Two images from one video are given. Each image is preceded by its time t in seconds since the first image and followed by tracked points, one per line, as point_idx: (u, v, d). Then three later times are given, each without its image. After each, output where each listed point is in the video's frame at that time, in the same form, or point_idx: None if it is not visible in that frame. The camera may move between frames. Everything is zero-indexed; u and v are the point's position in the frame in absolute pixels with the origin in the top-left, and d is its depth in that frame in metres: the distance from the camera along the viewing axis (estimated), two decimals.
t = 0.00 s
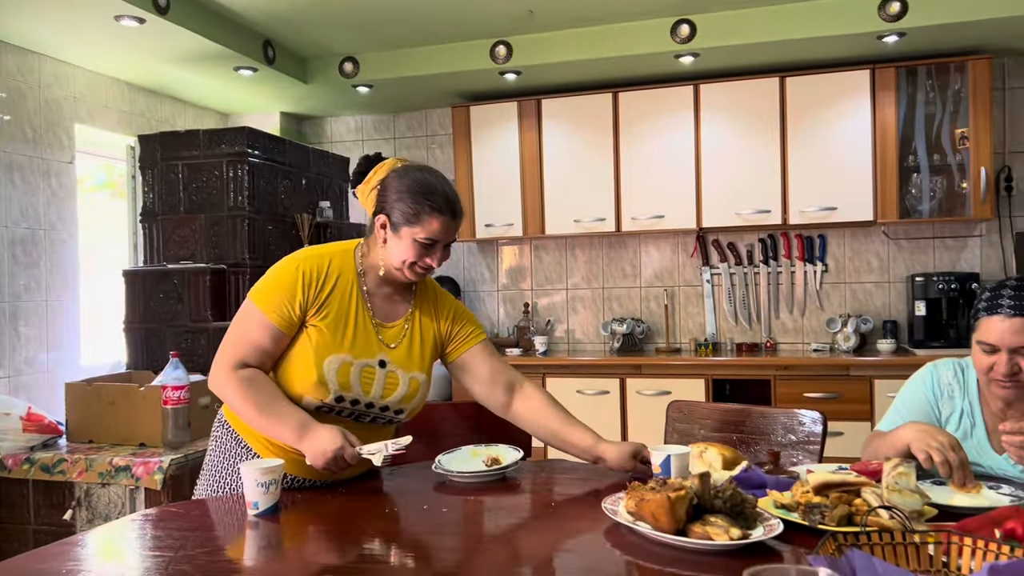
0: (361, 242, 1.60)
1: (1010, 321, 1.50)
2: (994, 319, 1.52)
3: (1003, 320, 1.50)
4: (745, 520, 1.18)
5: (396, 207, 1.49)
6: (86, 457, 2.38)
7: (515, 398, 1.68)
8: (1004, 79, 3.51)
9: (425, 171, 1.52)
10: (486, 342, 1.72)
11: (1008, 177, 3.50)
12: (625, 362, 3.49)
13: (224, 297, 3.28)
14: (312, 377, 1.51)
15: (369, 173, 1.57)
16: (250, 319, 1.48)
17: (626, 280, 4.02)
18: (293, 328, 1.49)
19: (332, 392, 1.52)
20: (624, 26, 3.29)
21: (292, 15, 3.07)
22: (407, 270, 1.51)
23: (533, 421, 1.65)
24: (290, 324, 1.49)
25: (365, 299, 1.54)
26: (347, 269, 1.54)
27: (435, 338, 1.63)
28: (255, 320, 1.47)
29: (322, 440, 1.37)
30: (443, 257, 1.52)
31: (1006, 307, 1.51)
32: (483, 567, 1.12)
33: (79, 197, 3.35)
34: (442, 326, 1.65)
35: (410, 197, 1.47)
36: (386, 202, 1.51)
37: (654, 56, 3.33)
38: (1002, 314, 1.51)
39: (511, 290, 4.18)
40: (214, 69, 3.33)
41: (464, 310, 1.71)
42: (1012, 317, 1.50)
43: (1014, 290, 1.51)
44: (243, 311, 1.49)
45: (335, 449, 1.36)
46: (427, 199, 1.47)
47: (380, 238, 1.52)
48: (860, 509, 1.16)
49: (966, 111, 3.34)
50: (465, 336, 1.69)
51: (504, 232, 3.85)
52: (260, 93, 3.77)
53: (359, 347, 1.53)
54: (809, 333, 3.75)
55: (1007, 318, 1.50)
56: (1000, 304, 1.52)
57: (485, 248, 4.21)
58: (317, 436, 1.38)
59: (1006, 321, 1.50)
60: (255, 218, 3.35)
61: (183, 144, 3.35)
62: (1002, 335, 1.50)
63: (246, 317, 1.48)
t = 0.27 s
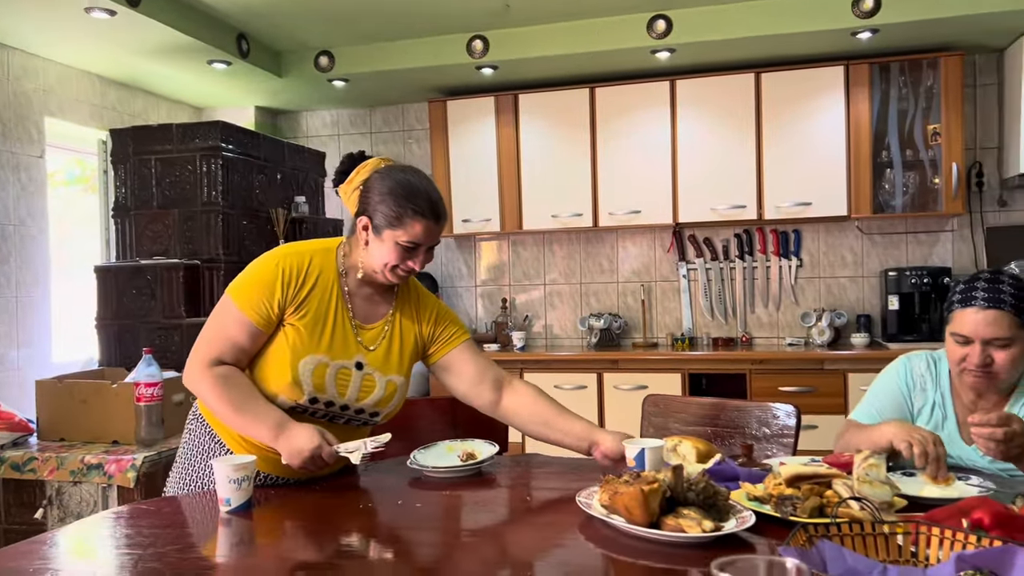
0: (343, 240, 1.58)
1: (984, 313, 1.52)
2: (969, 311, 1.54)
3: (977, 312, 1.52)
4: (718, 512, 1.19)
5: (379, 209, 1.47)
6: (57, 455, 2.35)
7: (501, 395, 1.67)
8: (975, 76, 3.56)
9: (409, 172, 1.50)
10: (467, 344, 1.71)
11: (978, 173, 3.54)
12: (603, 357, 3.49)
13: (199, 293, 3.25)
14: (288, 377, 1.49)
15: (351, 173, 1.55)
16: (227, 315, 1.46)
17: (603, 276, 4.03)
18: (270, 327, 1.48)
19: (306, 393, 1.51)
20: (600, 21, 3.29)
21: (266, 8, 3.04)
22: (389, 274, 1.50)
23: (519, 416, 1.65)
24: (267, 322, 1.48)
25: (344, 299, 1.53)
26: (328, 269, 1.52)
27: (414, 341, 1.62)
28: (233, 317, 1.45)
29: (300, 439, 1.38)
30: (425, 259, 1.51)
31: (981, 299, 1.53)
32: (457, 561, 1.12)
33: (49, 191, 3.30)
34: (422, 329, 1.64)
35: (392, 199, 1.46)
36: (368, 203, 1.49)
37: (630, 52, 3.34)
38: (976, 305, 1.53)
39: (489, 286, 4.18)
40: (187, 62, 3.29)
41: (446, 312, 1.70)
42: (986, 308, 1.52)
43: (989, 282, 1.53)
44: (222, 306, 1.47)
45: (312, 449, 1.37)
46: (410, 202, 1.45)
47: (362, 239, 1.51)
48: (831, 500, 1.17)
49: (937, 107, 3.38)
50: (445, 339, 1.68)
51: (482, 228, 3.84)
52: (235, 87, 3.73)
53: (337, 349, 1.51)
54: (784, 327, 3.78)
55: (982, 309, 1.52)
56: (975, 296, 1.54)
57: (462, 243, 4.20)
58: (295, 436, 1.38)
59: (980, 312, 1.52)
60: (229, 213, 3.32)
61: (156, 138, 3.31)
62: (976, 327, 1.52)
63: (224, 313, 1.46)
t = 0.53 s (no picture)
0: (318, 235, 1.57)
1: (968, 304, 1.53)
2: (953, 302, 1.54)
3: (961, 303, 1.52)
4: (689, 505, 1.19)
5: (353, 205, 1.47)
6: (27, 454, 2.32)
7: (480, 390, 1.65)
8: (947, 74, 3.59)
9: (384, 168, 1.49)
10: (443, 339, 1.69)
11: (950, 169, 3.58)
12: (579, 353, 3.50)
13: (172, 289, 3.22)
14: (259, 373, 1.49)
15: (326, 168, 1.54)
16: (197, 310, 1.45)
17: (581, 272, 4.03)
18: (241, 322, 1.47)
19: (279, 389, 1.50)
20: (577, 17, 3.29)
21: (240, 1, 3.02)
22: (363, 270, 1.49)
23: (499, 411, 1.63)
24: (239, 318, 1.47)
25: (319, 294, 1.52)
26: (301, 264, 1.51)
27: (390, 337, 1.61)
28: (203, 311, 1.45)
29: (265, 440, 1.35)
30: (400, 256, 1.50)
31: (965, 290, 1.53)
32: (429, 557, 1.12)
33: (19, 186, 3.26)
34: (398, 325, 1.63)
35: (367, 195, 1.45)
36: (343, 198, 1.48)
37: (606, 48, 3.34)
38: (961, 297, 1.54)
39: (466, 281, 4.17)
40: (159, 55, 3.26)
41: (423, 307, 1.69)
42: (970, 300, 1.52)
43: (974, 274, 1.54)
44: (192, 301, 1.47)
45: (279, 450, 1.34)
46: (384, 198, 1.45)
47: (337, 234, 1.50)
48: (801, 493, 1.18)
49: (910, 104, 3.41)
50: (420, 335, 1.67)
51: (459, 223, 3.83)
52: (209, 81, 3.70)
53: (309, 345, 1.51)
54: (759, 323, 3.81)
55: (966, 300, 1.52)
56: (959, 287, 1.55)
57: (440, 239, 4.19)
58: (261, 436, 1.36)
59: (964, 304, 1.53)
60: (203, 208, 3.30)
61: (127, 132, 3.28)
62: (960, 318, 1.52)
63: (194, 308, 1.46)
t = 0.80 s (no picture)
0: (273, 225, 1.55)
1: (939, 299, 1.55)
2: (925, 295, 1.56)
3: (932, 297, 1.55)
4: (654, 499, 1.20)
5: (309, 191, 1.45)
6: None
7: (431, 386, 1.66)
8: (912, 73, 3.64)
9: (339, 154, 1.48)
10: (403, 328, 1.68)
11: (915, 167, 3.63)
12: (549, 348, 3.50)
13: (137, 284, 3.17)
14: (221, 365, 1.47)
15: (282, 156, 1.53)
16: (155, 305, 1.43)
17: (552, 267, 4.04)
18: (200, 314, 1.45)
19: (242, 380, 1.49)
20: (547, 12, 3.29)
21: None
22: (319, 257, 1.47)
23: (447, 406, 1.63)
24: (197, 311, 1.45)
25: (278, 284, 1.50)
26: (259, 253, 1.49)
27: (353, 323, 1.60)
28: (160, 305, 1.42)
29: (232, 432, 1.34)
30: (357, 243, 1.49)
31: (938, 284, 1.56)
32: (393, 552, 1.11)
33: None
34: (360, 312, 1.62)
35: (322, 180, 1.44)
36: (298, 184, 1.47)
37: (577, 44, 3.35)
38: (933, 291, 1.56)
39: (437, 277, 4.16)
40: (124, 46, 3.21)
41: (384, 294, 1.68)
42: (942, 294, 1.54)
43: (947, 269, 1.56)
44: (149, 296, 1.44)
45: (246, 441, 1.33)
46: (340, 183, 1.44)
47: (292, 221, 1.48)
48: (763, 485, 1.19)
49: (876, 102, 3.45)
50: (382, 319, 1.65)
51: (429, 219, 3.82)
52: (175, 73, 3.65)
53: (271, 334, 1.49)
54: (728, 318, 3.84)
55: (938, 294, 1.55)
56: (932, 281, 1.57)
57: (410, 234, 4.17)
58: (227, 428, 1.35)
59: (936, 298, 1.55)
60: (168, 202, 3.27)
61: (91, 125, 3.23)
62: (931, 311, 1.54)
63: (151, 303, 1.43)
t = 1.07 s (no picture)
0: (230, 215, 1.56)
1: (912, 296, 1.56)
2: (897, 293, 1.58)
3: (905, 295, 1.56)
4: (628, 495, 1.20)
5: (262, 175, 1.47)
6: None
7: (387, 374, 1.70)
8: (886, 73, 3.68)
9: (291, 138, 1.50)
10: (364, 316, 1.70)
11: (888, 167, 3.68)
12: (527, 346, 3.51)
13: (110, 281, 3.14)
14: (185, 353, 1.46)
15: (233, 141, 1.54)
16: (115, 297, 1.41)
17: (530, 265, 4.04)
18: (161, 304, 1.44)
19: (207, 367, 1.48)
20: (525, 9, 3.29)
21: None
22: (276, 241, 1.49)
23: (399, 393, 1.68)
24: (158, 300, 1.43)
25: (237, 272, 1.50)
26: (217, 243, 1.49)
27: (315, 309, 1.61)
28: (120, 296, 1.40)
29: (200, 421, 1.33)
30: (313, 225, 1.51)
31: (910, 282, 1.57)
32: (368, 550, 1.11)
33: None
34: (322, 299, 1.63)
35: (273, 162, 1.46)
36: (251, 168, 1.48)
37: (555, 41, 3.35)
38: (905, 288, 1.57)
39: (414, 274, 4.15)
40: (97, 41, 3.17)
41: (343, 282, 1.69)
42: (914, 292, 1.55)
43: (919, 267, 1.57)
44: (107, 288, 1.42)
45: (214, 430, 1.31)
46: (292, 165, 1.46)
47: (246, 205, 1.50)
48: (736, 480, 1.20)
49: (851, 102, 3.49)
50: (345, 304, 1.66)
51: (407, 216, 3.81)
52: (149, 68, 3.61)
53: (234, 320, 1.49)
54: (704, 316, 3.86)
55: (910, 292, 1.56)
56: (904, 279, 1.58)
57: (388, 231, 4.16)
58: (194, 418, 1.34)
59: (908, 295, 1.56)
60: (141, 198, 3.25)
61: (63, 120, 3.20)
62: (903, 309, 1.56)
63: (110, 295, 1.42)
